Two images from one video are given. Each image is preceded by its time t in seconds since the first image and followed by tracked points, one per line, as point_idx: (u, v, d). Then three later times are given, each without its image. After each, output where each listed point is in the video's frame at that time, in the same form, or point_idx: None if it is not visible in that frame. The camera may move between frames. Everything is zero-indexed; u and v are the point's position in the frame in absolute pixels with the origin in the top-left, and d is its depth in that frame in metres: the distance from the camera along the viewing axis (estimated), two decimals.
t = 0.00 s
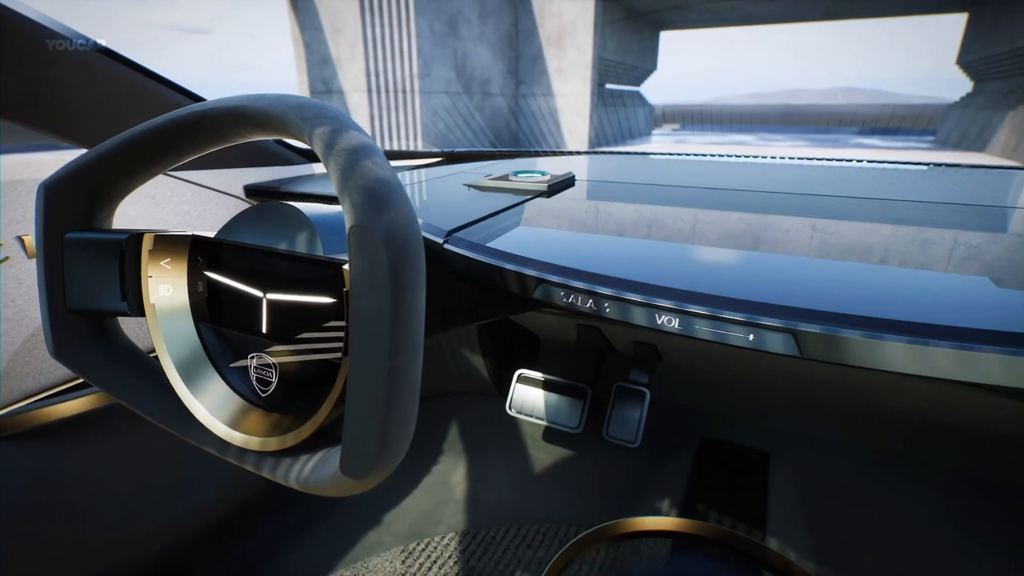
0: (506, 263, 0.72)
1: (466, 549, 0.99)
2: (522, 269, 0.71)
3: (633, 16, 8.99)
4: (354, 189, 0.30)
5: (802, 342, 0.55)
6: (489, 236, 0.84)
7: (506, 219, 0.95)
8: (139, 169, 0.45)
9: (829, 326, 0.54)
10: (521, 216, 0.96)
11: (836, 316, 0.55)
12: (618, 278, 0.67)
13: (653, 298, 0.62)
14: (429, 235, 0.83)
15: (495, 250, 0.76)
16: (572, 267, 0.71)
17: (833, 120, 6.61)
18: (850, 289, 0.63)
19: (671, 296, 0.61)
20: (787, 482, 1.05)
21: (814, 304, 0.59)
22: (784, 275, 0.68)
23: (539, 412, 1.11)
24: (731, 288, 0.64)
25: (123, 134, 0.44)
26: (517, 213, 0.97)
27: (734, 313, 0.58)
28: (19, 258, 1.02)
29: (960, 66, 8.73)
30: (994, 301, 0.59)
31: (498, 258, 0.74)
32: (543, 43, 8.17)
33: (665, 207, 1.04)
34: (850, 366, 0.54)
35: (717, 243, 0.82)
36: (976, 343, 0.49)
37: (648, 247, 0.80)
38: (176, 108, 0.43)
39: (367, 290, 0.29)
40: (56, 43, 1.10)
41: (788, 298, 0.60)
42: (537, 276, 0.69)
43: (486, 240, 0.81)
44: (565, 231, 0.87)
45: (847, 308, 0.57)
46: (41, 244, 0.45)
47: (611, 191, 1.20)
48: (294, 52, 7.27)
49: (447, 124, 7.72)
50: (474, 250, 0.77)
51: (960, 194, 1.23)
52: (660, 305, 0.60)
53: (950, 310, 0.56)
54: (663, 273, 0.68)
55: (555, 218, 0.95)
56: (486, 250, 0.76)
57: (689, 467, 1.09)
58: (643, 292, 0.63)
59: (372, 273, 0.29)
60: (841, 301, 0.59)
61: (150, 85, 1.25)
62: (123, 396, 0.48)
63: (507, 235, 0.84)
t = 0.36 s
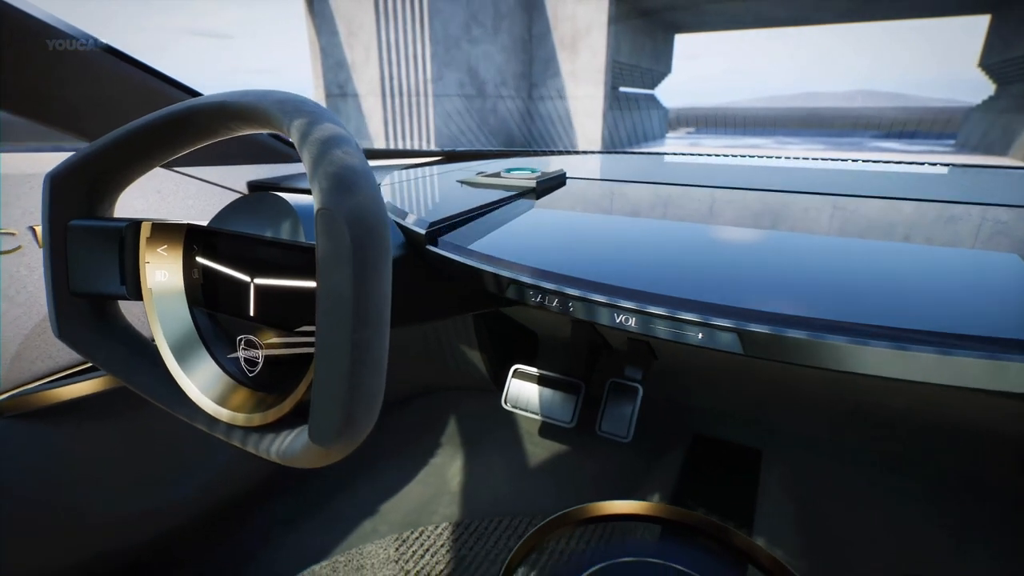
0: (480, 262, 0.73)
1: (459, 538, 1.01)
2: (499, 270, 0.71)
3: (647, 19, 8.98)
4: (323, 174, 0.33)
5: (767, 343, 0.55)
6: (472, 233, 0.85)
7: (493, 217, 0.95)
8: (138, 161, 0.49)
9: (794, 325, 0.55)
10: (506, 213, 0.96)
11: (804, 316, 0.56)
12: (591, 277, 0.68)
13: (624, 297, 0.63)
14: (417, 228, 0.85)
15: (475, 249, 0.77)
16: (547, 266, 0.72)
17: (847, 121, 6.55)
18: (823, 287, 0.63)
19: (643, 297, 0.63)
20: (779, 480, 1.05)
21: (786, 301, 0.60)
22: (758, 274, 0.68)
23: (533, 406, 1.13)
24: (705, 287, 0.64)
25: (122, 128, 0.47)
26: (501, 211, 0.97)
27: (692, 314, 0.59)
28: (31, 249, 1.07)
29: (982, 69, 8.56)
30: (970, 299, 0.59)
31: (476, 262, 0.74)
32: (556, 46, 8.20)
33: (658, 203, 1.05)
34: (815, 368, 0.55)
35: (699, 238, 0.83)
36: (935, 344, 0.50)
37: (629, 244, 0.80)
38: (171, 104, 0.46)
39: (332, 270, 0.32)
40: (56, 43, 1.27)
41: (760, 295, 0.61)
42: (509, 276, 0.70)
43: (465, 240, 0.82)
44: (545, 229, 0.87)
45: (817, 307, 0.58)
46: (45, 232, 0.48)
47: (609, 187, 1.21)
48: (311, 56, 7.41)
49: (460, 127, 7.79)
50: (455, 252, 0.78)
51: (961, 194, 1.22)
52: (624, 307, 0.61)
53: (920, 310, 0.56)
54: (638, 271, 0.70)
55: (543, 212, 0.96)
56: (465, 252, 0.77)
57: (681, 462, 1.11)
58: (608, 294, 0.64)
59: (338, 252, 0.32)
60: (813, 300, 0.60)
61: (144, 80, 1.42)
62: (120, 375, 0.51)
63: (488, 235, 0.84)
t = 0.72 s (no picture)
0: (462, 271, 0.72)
1: (452, 528, 1.03)
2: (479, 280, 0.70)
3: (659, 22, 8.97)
4: (298, 163, 0.35)
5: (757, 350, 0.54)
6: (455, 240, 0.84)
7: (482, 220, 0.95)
8: (138, 155, 0.52)
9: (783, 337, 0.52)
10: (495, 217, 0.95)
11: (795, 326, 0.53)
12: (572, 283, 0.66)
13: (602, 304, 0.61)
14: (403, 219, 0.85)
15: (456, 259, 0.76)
16: (531, 272, 0.70)
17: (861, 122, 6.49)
18: (814, 292, 0.61)
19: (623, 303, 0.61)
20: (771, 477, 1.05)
21: (776, 309, 0.57)
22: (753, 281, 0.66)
23: (527, 401, 1.14)
24: (689, 295, 0.62)
25: (124, 123, 0.50)
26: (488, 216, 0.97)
27: (655, 322, 0.57)
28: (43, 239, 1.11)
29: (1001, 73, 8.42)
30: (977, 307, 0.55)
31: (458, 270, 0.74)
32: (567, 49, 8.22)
33: (653, 207, 1.04)
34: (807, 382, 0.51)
35: (684, 238, 0.82)
36: (940, 360, 0.46)
37: (615, 248, 0.78)
38: (169, 101, 0.48)
39: (303, 250, 0.35)
40: (56, 43, 1.34)
41: (744, 299, 0.60)
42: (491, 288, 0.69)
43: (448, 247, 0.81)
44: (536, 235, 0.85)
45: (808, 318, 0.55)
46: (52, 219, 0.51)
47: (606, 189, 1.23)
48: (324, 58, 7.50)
49: (471, 129, 7.83)
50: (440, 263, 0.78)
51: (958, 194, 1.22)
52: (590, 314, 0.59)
53: (922, 319, 0.52)
54: (618, 276, 0.68)
55: (533, 216, 0.96)
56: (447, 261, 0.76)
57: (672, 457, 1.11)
58: (576, 301, 0.62)
59: (309, 234, 0.34)
60: (809, 311, 0.55)
61: (142, 73, 1.54)
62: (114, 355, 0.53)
63: (477, 235, 0.88)
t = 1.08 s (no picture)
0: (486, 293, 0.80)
1: (447, 519, 1.05)
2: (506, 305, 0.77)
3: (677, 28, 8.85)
4: (281, 154, 0.38)
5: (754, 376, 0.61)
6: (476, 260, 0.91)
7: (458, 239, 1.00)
8: (140, 150, 0.54)
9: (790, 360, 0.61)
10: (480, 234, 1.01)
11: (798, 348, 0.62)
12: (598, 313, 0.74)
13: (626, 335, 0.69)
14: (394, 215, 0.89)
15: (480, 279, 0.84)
16: (556, 299, 0.77)
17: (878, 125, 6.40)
18: (816, 314, 0.68)
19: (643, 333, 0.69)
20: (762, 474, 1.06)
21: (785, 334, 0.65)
22: (717, 289, 0.76)
23: (523, 395, 1.14)
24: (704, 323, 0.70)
25: (127, 120, 0.53)
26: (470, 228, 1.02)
27: (614, 332, 0.69)
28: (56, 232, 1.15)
29: None
30: (957, 323, 0.64)
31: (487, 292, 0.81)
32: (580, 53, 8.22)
33: (655, 215, 1.08)
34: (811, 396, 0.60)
35: (670, 250, 0.89)
36: (861, 370, 0.58)
37: (630, 268, 0.85)
38: (169, 99, 0.51)
39: (283, 238, 0.37)
40: (55, 42, 1.34)
41: (709, 318, 0.70)
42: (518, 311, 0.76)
43: (470, 267, 0.88)
44: (520, 242, 0.96)
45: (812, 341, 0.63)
46: (60, 209, 0.55)
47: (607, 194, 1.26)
48: (339, 60, 7.59)
49: (482, 132, 7.86)
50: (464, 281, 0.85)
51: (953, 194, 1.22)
52: (562, 325, 0.72)
53: (911, 337, 0.62)
54: (619, 296, 0.77)
55: (542, 228, 1.02)
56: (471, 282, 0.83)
57: (664, 454, 1.12)
58: (553, 313, 0.74)
59: (289, 222, 0.37)
60: (811, 334, 0.65)
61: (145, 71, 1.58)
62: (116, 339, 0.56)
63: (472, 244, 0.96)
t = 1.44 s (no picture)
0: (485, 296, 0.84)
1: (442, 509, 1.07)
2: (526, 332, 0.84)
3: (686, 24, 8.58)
4: (266, 147, 0.41)
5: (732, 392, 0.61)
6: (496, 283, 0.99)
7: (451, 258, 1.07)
8: (143, 146, 0.57)
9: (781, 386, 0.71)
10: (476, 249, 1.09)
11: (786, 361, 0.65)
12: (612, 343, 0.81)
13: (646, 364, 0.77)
14: (384, 210, 0.92)
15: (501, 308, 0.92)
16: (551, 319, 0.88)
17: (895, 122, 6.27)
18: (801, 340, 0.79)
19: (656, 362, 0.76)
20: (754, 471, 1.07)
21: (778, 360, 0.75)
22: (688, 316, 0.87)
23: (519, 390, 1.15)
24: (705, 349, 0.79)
25: (130, 117, 0.56)
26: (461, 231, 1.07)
27: (584, 346, 0.80)
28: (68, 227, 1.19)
29: None
30: (920, 347, 0.74)
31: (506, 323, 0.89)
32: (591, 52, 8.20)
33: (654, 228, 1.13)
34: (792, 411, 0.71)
35: (658, 273, 0.99)
36: (811, 386, 0.69)
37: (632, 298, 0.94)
38: (169, 97, 0.54)
39: (266, 223, 0.40)
40: (53, 42, 1.44)
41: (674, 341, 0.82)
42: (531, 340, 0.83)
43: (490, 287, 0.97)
44: (514, 262, 1.06)
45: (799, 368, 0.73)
46: (68, 201, 0.58)
47: (607, 193, 1.29)
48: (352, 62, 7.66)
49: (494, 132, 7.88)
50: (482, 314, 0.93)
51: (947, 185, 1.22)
52: (538, 338, 0.82)
53: (876, 360, 0.73)
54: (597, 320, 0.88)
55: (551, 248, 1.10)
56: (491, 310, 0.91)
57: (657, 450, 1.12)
58: (534, 329, 0.85)
59: (271, 209, 0.40)
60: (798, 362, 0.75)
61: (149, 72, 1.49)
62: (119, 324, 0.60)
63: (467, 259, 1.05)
